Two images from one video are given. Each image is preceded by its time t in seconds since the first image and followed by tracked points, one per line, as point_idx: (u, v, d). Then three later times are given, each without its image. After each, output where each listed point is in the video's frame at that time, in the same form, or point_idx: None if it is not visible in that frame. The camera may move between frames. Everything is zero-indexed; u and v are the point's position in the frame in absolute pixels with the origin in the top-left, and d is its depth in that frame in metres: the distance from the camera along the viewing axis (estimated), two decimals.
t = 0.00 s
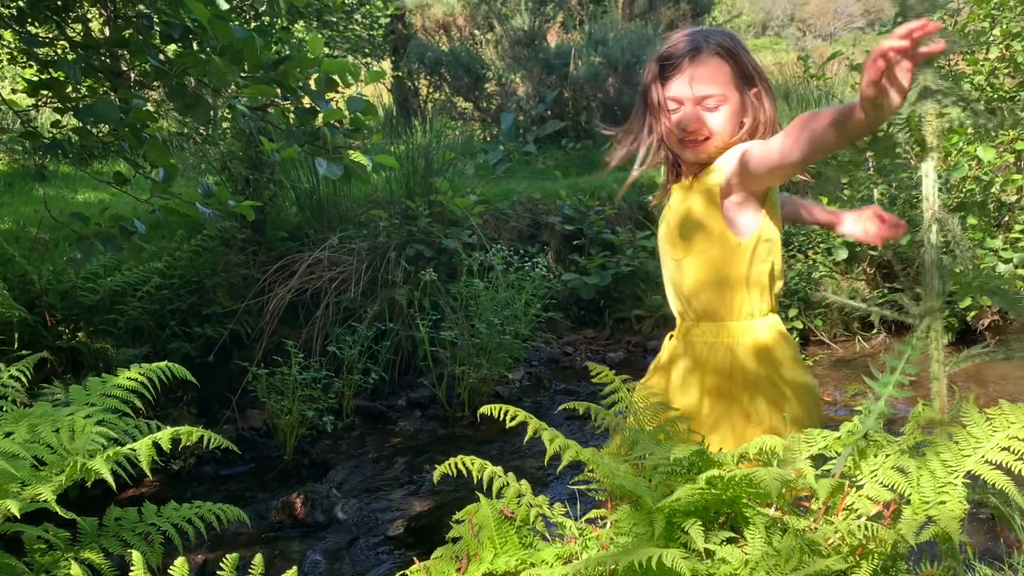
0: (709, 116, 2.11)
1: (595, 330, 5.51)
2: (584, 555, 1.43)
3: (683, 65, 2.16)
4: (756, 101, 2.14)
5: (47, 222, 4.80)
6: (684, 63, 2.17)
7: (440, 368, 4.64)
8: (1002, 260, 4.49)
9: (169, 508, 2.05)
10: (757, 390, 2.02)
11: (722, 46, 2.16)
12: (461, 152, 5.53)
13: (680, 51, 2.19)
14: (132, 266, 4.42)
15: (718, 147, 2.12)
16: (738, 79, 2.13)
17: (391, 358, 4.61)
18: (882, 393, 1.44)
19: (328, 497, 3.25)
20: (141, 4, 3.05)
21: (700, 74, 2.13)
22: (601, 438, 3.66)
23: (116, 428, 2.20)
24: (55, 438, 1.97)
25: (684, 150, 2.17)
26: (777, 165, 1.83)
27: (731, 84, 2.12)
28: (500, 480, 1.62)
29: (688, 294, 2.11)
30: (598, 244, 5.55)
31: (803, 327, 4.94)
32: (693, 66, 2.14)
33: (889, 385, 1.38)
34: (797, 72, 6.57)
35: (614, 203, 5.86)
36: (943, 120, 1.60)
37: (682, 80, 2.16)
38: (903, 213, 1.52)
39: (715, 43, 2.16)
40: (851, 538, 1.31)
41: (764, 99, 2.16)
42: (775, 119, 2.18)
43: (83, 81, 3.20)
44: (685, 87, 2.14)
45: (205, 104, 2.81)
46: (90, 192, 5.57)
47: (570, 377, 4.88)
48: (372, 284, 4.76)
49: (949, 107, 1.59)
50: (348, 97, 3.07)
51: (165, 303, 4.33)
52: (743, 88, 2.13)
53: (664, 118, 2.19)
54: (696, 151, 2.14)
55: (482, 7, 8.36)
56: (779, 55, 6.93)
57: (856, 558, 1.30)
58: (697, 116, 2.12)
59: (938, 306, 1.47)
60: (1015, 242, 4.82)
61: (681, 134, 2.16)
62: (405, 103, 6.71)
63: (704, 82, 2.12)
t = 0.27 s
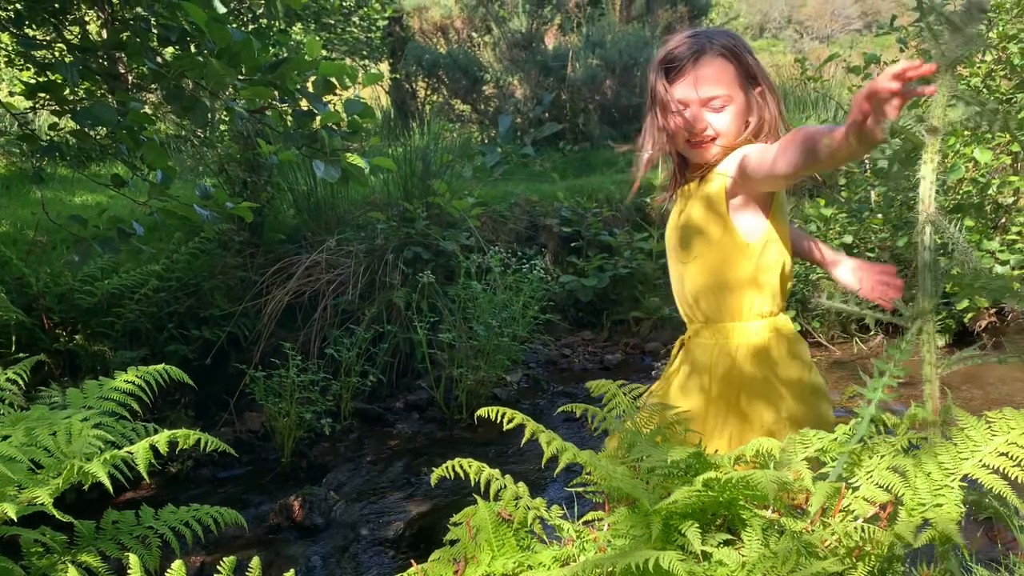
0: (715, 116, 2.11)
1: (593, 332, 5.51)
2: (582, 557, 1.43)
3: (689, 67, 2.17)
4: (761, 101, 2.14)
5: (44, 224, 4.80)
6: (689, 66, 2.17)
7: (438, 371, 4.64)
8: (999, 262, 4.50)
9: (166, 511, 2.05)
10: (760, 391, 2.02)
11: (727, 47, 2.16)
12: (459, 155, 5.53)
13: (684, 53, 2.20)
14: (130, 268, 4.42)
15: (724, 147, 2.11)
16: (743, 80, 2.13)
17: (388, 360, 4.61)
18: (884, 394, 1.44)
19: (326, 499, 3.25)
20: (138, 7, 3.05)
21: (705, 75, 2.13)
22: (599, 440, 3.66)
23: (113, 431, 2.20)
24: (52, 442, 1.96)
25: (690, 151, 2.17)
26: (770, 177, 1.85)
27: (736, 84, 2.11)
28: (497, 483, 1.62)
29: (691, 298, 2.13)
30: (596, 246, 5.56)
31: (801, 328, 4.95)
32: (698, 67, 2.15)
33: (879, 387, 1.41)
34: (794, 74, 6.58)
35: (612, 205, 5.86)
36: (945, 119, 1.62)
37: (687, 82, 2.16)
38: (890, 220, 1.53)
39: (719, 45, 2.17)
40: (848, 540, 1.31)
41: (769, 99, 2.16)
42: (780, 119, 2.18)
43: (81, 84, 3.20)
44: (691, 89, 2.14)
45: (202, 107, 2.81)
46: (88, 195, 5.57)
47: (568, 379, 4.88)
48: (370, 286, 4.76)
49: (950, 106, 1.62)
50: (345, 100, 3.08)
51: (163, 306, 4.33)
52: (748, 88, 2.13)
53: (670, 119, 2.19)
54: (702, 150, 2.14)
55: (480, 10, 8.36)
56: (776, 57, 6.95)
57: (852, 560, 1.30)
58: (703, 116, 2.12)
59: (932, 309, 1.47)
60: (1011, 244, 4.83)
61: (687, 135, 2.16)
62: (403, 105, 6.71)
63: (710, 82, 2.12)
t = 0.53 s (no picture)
0: (720, 116, 2.08)
1: (590, 334, 5.51)
2: (579, 560, 1.43)
3: (691, 68, 2.13)
4: (766, 99, 2.10)
5: (42, 227, 4.80)
6: (691, 66, 2.14)
7: (435, 373, 4.64)
8: (995, 264, 4.51)
9: (163, 514, 2.04)
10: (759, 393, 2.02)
11: (730, 46, 2.13)
12: (457, 157, 5.53)
13: (686, 54, 2.17)
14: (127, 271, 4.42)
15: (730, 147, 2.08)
16: (747, 78, 2.10)
17: (386, 362, 4.61)
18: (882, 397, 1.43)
19: (323, 502, 3.25)
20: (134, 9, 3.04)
21: (708, 75, 2.10)
22: (596, 442, 3.67)
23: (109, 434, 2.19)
24: (48, 445, 1.96)
25: (696, 153, 2.14)
26: (761, 184, 1.84)
27: (740, 83, 2.08)
28: (494, 485, 1.61)
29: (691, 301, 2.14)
30: (594, 248, 5.56)
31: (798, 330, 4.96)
32: (701, 68, 2.11)
33: (870, 388, 1.41)
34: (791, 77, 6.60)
35: (609, 207, 5.86)
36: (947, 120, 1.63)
37: (690, 83, 2.13)
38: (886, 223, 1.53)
39: (721, 44, 2.14)
40: (845, 541, 1.29)
41: (774, 97, 2.12)
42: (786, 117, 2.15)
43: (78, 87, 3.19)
44: (694, 90, 2.11)
45: (199, 109, 2.82)
46: (85, 198, 5.56)
47: (566, 381, 4.88)
48: (367, 289, 4.75)
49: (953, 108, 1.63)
50: (342, 103, 3.08)
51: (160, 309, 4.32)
52: (752, 87, 2.10)
53: (674, 121, 2.15)
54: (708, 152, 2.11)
55: (477, 12, 8.36)
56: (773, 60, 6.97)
57: (848, 561, 1.29)
58: (708, 117, 2.09)
59: (926, 310, 1.47)
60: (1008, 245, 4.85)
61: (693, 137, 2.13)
62: (400, 108, 6.72)
63: (713, 83, 2.09)
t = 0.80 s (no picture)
0: (726, 117, 2.07)
1: (587, 336, 5.51)
2: (575, 562, 1.44)
3: (695, 68, 2.12)
4: (772, 97, 2.10)
5: (38, 229, 4.79)
6: (696, 66, 2.12)
7: (432, 375, 4.64)
8: (991, 265, 4.53)
9: (159, 517, 2.04)
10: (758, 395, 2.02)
11: (734, 45, 2.11)
12: (453, 159, 5.53)
13: (690, 54, 2.15)
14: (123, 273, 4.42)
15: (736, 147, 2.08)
16: (752, 78, 2.09)
17: (382, 364, 4.61)
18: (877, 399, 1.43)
19: (320, 504, 3.24)
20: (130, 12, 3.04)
21: (713, 76, 2.09)
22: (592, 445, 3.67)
23: (105, 437, 2.19)
24: (43, 448, 1.96)
25: (702, 154, 2.14)
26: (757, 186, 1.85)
27: (745, 83, 2.08)
28: (491, 488, 1.61)
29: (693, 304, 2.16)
30: (590, 250, 5.57)
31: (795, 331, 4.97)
32: (706, 68, 2.10)
33: (864, 388, 1.41)
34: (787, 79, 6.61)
35: (606, 209, 5.87)
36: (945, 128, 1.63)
37: (694, 84, 2.12)
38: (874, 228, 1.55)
39: (726, 43, 2.12)
40: (839, 543, 1.30)
41: (779, 95, 2.12)
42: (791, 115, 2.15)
43: (74, 89, 3.19)
44: (699, 91, 2.10)
45: (196, 112, 2.81)
46: (81, 200, 5.56)
47: (563, 383, 4.88)
48: (364, 291, 4.76)
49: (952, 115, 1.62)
50: (339, 105, 3.08)
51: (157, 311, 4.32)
52: (758, 86, 2.09)
53: (681, 122, 2.15)
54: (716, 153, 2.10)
55: (474, 14, 8.36)
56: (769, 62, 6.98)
57: (844, 563, 1.30)
58: (714, 119, 2.08)
59: (920, 312, 1.47)
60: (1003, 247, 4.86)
61: (698, 138, 2.12)
62: (396, 110, 6.72)
63: (719, 84, 2.08)
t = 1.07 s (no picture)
0: (733, 117, 2.07)
1: (584, 337, 5.51)
2: (570, 564, 1.44)
3: (701, 69, 2.11)
4: (780, 97, 2.08)
5: (34, 232, 4.79)
6: (701, 66, 2.12)
7: (429, 377, 4.63)
8: (986, 267, 4.55)
9: (154, 520, 2.04)
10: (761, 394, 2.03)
11: (740, 44, 2.10)
12: (450, 161, 5.53)
13: (696, 55, 2.15)
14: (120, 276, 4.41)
15: (742, 147, 2.07)
16: (758, 78, 2.08)
17: (379, 367, 4.60)
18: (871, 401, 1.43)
19: (317, 507, 3.24)
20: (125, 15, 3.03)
21: (720, 76, 2.08)
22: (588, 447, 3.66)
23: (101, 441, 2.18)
24: (38, 452, 1.95)
25: (709, 155, 2.13)
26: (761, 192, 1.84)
27: (751, 84, 2.07)
28: (487, 490, 1.61)
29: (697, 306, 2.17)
30: (587, 252, 5.57)
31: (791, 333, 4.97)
32: (712, 68, 2.10)
33: (858, 391, 1.42)
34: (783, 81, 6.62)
35: (602, 211, 5.88)
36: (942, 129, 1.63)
37: (700, 84, 2.12)
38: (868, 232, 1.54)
39: (732, 44, 2.11)
40: (833, 545, 1.31)
41: (787, 94, 2.10)
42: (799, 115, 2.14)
43: (70, 92, 3.19)
44: (706, 92, 2.09)
45: (192, 114, 2.81)
46: (77, 203, 5.55)
47: (559, 385, 4.89)
48: (360, 293, 4.76)
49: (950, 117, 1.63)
50: (335, 108, 3.08)
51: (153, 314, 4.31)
52: (765, 86, 2.08)
53: (687, 123, 2.14)
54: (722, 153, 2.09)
55: (470, 17, 8.36)
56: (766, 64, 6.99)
57: (838, 565, 1.30)
58: (721, 120, 2.08)
59: (913, 315, 1.48)
60: (999, 248, 4.88)
61: (705, 139, 2.12)
62: (393, 112, 6.72)
63: (725, 85, 2.08)
